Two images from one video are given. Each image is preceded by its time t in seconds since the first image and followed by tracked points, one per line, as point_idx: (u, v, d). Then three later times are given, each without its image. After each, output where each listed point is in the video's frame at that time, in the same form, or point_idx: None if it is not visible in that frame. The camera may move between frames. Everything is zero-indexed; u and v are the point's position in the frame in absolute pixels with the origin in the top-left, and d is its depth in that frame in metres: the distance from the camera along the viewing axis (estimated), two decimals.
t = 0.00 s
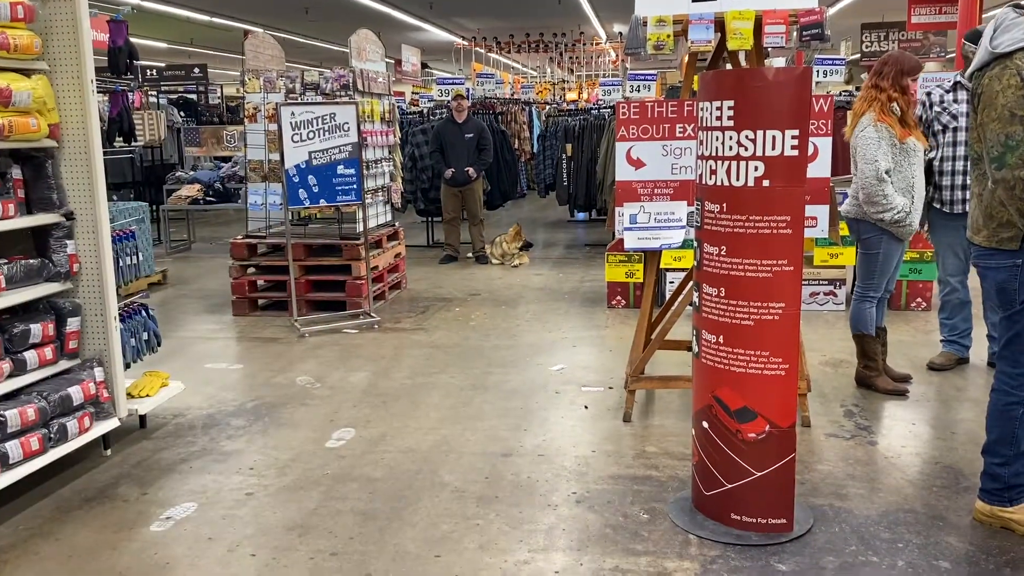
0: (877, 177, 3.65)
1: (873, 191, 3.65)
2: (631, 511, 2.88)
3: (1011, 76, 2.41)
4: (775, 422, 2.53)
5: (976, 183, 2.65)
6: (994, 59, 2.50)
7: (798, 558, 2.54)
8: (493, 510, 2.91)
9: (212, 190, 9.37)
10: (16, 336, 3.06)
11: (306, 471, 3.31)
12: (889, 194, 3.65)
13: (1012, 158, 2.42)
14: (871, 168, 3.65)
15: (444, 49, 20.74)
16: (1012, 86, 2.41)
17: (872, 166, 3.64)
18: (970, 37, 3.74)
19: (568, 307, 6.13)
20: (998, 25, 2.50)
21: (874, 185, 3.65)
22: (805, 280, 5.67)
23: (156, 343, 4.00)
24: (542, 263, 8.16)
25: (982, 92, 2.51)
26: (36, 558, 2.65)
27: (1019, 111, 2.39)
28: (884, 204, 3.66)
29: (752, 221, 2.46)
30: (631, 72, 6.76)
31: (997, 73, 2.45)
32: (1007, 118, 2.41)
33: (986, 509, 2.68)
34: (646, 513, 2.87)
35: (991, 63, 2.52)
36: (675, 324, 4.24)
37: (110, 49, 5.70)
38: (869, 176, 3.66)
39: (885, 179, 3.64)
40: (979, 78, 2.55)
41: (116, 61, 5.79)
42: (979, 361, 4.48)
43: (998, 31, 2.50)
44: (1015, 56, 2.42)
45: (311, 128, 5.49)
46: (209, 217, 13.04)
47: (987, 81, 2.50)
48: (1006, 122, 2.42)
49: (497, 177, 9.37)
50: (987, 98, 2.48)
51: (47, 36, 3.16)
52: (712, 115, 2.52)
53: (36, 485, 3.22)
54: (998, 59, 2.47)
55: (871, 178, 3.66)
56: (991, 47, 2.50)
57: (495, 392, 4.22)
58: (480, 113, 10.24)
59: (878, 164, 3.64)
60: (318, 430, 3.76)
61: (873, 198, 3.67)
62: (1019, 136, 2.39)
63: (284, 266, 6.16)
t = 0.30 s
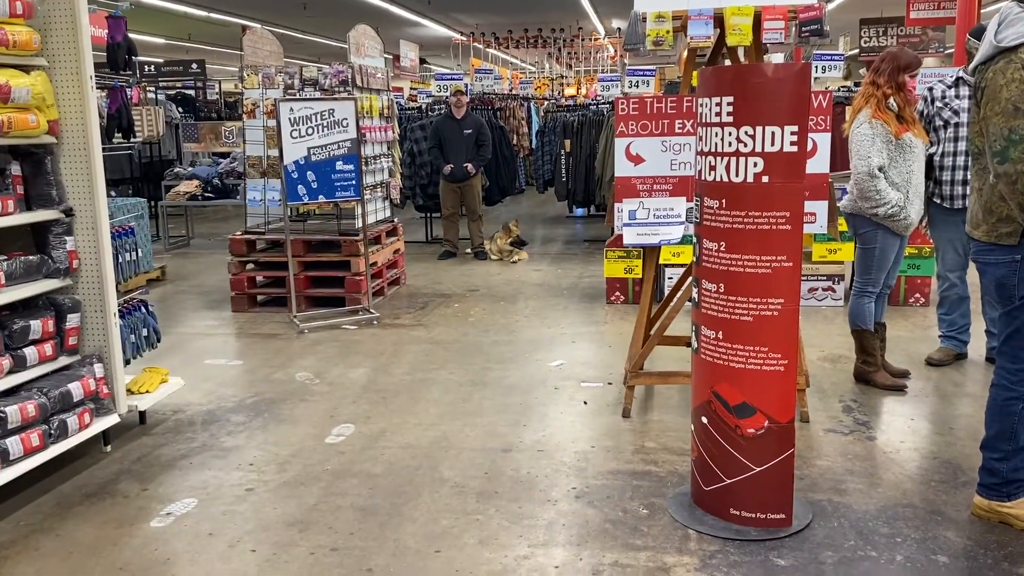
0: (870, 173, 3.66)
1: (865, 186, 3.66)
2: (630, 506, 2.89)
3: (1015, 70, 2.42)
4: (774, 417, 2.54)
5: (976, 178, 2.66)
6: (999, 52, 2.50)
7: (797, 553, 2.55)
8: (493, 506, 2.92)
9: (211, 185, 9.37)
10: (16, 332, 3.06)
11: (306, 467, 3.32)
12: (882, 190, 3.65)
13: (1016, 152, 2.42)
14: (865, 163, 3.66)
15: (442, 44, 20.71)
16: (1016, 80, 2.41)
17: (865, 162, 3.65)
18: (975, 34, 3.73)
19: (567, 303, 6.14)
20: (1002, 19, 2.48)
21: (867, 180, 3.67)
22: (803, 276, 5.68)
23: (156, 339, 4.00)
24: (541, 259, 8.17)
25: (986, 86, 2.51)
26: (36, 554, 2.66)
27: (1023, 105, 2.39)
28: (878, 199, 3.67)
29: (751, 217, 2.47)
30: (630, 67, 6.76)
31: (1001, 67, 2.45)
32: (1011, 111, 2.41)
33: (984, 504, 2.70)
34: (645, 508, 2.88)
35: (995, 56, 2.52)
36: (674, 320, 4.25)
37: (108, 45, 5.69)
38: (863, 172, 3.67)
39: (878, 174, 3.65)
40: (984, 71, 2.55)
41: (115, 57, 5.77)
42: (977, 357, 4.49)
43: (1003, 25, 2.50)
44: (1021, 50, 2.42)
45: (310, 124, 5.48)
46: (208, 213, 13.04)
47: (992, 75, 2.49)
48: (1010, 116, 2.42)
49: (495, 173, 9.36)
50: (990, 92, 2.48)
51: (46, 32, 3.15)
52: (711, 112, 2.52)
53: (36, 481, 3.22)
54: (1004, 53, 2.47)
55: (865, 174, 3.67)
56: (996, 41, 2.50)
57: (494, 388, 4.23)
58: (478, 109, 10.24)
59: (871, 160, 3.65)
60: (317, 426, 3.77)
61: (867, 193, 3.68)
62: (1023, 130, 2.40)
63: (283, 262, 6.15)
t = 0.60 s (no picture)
0: (868, 167, 3.65)
1: (863, 180, 3.65)
2: (629, 501, 2.90)
3: (1020, 65, 2.41)
4: (772, 413, 2.54)
5: (980, 172, 2.67)
6: (1004, 47, 2.49)
7: (796, 549, 2.55)
8: (491, 502, 2.92)
9: (209, 182, 9.35)
10: (14, 328, 3.05)
11: (305, 463, 3.31)
12: (879, 183, 3.65)
13: (1020, 147, 2.40)
14: (862, 157, 3.65)
15: (440, 40, 20.67)
16: (1021, 74, 2.40)
17: (862, 156, 3.64)
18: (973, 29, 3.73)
19: (566, 299, 6.14)
20: (1008, 14, 2.47)
21: (865, 174, 3.66)
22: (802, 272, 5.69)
23: (155, 335, 3.99)
24: (539, 255, 8.16)
25: (991, 80, 2.51)
26: (35, 551, 2.65)
27: None
28: (875, 194, 3.66)
29: (750, 212, 2.46)
30: (629, 63, 6.75)
31: (1007, 62, 2.44)
32: (1016, 107, 2.40)
33: (983, 499, 2.70)
34: (644, 503, 2.88)
35: (1000, 51, 2.51)
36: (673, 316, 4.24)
37: (106, 41, 5.66)
38: (860, 166, 3.67)
39: (876, 168, 3.64)
40: (989, 66, 2.54)
41: (112, 52, 5.74)
42: (976, 352, 4.50)
43: (1008, 20, 2.48)
44: None
45: (308, 120, 5.46)
46: (206, 209, 13.03)
47: (997, 70, 2.49)
48: (1014, 111, 2.40)
49: (494, 169, 9.35)
50: (995, 87, 2.47)
51: (44, 27, 3.14)
52: (711, 107, 2.51)
53: (35, 477, 3.22)
54: (1009, 47, 2.46)
55: (862, 168, 3.66)
56: (1001, 36, 2.49)
57: (493, 384, 4.23)
58: (477, 105, 10.23)
59: (869, 154, 3.64)
60: (316, 422, 3.76)
61: (864, 187, 3.68)
62: None
63: (281, 259, 6.14)
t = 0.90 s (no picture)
0: (865, 163, 3.66)
1: (860, 176, 3.66)
2: (625, 497, 2.90)
3: (1015, 63, 2.41)
4: (768, 409, 2.55)
5: (976, 169, 2.68)
6: (999, 44, 2.49)
7: (791, 544, 2.56)
8: (487, 497, 2.93)
9: (206, 178, 9.34)
10: (10, 325, 3.05)
11: (302, 459, 3.32)
12: (877, 179, 3.66)
13: (1014, 145, 2.41)
14: (859, 154, 3.66)
15: (438, 36, 20.65)
16: (1016, 72, 2.40)
17: (860, 152, 3.65)
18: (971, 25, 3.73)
19: (563, 296, 6.14)
20: (1003, 12, 2.50)
21: (862, 170, 3.67)
22: (799, 268, 5.69)
23: (151, 331, 3.99)
24: (536, 252, 8.17)
25: (985, 78, 2.51)
26: (32, 548, 2.66)
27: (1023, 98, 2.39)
28: (873, 190, 3.67)
29: (745, 208, 2.47)
30: (626, 60, 6.74)
31: (1001, 60, 2.45)
32: (1010, 105, 2.41)
33: (977, 495, 2.71)
34: (640, 499, 2.89)
35: (995, 48, 2.51)
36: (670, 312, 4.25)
37: (102, 37, 5.64)
38: (857, 162, 3.68)
39: (873, 165, 3.65)
40: (983, 63, 2.55)
41: (108, 49, 5.72)
42: (972, 348, 4.51)
43: (1004, 17, 2.49)
44: (1021, 42, 2.41)
45: (305, 116, 5.45)
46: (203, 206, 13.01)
47: (991, 68, 2.49)
48: (1008, 109, 2.41)
49: (491, 166, 9.35)
50: (990, 85, 2.48)
51: (39, 23, 3.13)
52: (706, 103, 2.52)
53: (31, 474, 3.22)
54: (1003, 45, 2.47)
55: (859, 164, 3.67)
56: (996, 33, 2.49)
57: (490, 380, 4.24)
58: (475, 102, 10.24)
59: (866, 150, 3.65)
60: (313, 418, 3.77)
61: (862, 183, 3.69)
62: (1021, 123, 2.39)
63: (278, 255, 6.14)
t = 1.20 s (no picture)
0: (865, 161, 3.67)
1: (861, 175, 3.67)
2: (623, 495, 2.91)
3: (1011, 62, 2.41)
4: (765, 407, 2.56)
5: (973, 168, 2.68)
6: (995, 43, 2.50)
7: (788, 541, 2.57)
8: (485, 495, 2.94)
9: (203, 176, 9.33)
10: (8, 323, 3.05)
11: (300, 457, 3.33)
12: (877, 178, 3.67)
13: (1009, 144, 2.42)
14: (859, 152, 3.67)
15: (436, 34, 20.63)
16: (1012, 72, 2.41)
17: (859, 151, 3.66)
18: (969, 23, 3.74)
19: (561, 294, 6.15)
20: (1000, 10, 2.50)
21: (862, 169, 3.68)
22: (796, 266, 5.70)
23: (149, 330, 3.99)
24: (534, 249, 8.17)
25: (982, 77, 2.52)
26: (30, 546, 2.66)
27: (1019, 97, 2.39)
28: (872, 189, 3.68)
29: (742, 207, 2.48)
30: (624, 57, 6.74)
31: (997, 59, 2.45)
32: (1006, 104, 2.42)
33: (973, 492, 2.72)
34: (637, 497, 2.90)
35: (992, 47, 2.52)
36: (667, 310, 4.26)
37: (99, 35, 5.62)
38: (857, 161, 3.69)
39: (873, 163, 3.66)
40: (980, 62, 2.55)
41: (105, 47, 5.71)
42: (968, 346, 4.53)
43: (1001, 16, 2.49)
44: (1017, 41, 2.42)
45: (302, 114, 5.45)
46: (201, 204, 13.01)
47: (988, 66, 2.50)
48: (1004, 108, 2.42)
49: (489, 163, 9.35)
50: (986, 84, 2.49)
51: (36, 22, 3.13)
52: (703, 102, 2.52)
53: (29, 473, 3.22)
54: (1000, 44, 2.47)
55: (859, 163, 3.68)
56: (993, 32, 2.50)
57: (488, 378, 4.24)
58: (473, 99, 10.24)
59: (866, 148, 3.66)
60: (311, 416, 3.78)
61: (861, 182, 3.70)
62: (1017, 122, 2.40)
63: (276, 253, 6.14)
